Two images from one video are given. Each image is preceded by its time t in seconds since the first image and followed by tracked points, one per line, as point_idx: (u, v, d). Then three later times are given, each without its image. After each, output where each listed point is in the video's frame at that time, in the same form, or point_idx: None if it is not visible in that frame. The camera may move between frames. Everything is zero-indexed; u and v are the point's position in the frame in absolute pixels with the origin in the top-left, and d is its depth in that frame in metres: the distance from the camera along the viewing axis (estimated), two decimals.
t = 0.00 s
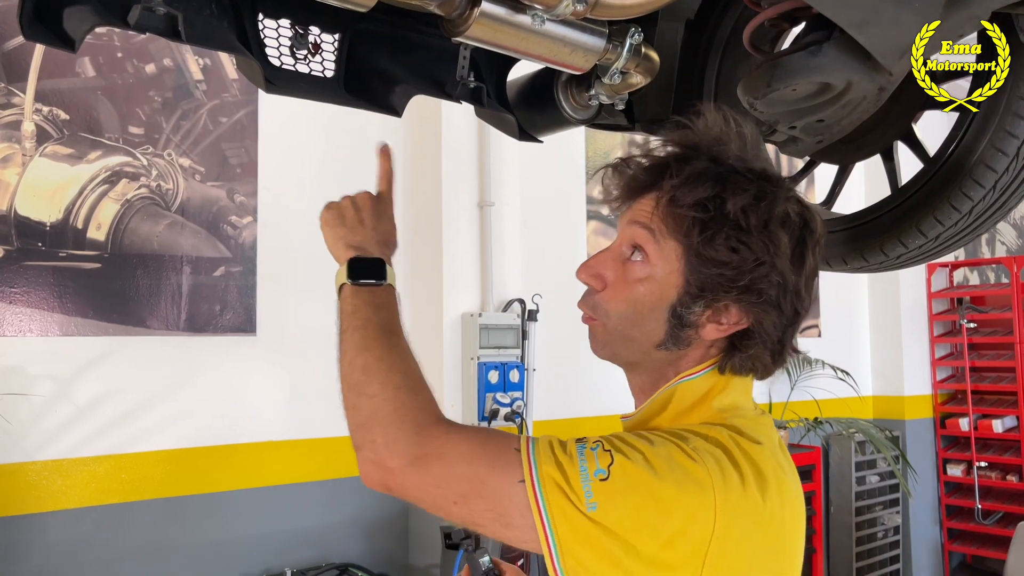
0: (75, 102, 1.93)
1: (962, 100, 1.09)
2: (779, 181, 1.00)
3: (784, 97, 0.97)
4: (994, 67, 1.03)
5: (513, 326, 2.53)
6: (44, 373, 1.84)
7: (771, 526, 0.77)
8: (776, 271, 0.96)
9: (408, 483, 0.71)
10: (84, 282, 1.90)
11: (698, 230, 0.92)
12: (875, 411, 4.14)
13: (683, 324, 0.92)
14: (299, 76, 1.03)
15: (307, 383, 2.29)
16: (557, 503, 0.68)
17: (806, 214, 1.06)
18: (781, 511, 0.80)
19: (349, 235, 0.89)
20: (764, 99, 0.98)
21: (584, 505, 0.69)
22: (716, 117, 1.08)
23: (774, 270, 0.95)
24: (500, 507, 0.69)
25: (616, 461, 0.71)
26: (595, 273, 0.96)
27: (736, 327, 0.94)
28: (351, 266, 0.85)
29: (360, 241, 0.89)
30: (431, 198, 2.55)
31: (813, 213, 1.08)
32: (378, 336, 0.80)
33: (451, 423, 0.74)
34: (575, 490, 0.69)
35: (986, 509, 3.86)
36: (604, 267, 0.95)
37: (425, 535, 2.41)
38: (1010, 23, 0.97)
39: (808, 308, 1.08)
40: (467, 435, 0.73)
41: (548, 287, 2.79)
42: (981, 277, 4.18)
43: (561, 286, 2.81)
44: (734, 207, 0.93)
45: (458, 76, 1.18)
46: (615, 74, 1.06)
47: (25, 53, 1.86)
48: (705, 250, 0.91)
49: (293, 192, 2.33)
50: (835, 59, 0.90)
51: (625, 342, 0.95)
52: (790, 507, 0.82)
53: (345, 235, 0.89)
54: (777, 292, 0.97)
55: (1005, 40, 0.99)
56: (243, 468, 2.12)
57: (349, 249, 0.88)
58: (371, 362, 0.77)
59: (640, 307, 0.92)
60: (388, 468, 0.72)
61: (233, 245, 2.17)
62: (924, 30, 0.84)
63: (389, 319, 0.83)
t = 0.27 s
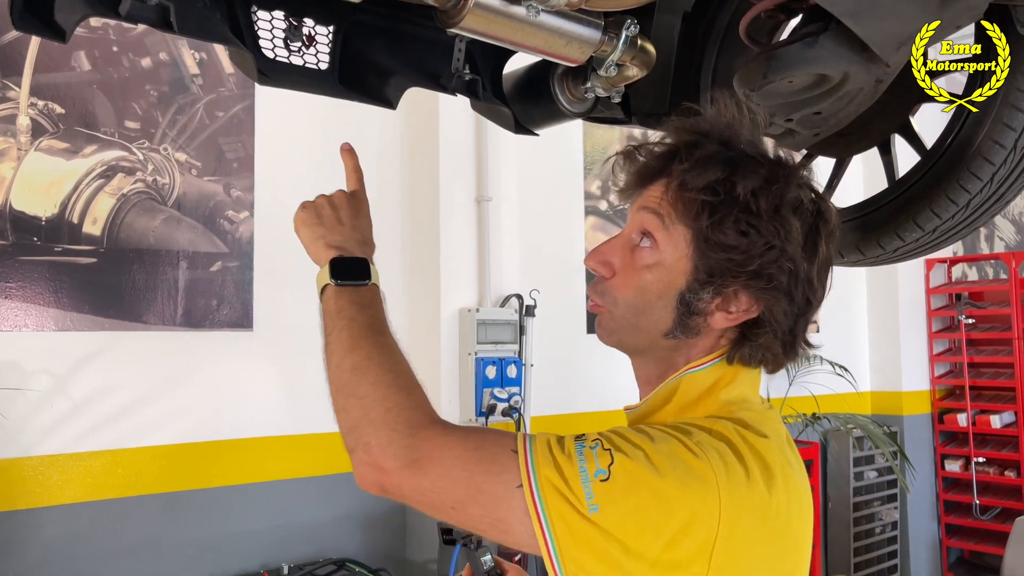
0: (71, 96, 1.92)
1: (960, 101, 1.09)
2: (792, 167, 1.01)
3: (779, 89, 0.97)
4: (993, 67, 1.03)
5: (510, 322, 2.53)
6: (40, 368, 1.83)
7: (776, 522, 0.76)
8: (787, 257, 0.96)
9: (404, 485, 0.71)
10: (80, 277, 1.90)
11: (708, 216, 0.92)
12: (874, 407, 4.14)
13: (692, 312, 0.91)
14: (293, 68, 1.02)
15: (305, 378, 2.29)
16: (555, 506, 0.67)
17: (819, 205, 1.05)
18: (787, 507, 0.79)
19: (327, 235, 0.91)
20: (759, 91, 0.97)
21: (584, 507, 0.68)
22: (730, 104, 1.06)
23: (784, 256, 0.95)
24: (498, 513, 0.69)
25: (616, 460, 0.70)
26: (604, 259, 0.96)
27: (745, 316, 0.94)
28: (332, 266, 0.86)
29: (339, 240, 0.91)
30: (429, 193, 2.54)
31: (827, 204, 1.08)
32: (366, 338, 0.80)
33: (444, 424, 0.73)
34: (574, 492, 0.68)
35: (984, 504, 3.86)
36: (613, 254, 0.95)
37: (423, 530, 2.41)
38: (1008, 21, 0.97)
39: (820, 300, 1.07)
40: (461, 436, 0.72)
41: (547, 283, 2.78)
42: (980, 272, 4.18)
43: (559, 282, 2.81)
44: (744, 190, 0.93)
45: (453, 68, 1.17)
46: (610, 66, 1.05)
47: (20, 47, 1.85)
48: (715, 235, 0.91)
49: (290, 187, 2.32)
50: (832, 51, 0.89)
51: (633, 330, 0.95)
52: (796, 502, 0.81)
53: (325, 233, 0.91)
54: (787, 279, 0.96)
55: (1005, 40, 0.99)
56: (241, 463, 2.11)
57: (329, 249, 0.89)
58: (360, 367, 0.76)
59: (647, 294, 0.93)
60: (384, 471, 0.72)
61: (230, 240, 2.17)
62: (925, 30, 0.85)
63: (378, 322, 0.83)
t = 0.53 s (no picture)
0: (65, 89, 1.91)
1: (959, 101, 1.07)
2: (791, 154, 1.00)
3: (775, 80, 0.96)
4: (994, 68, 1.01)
5: (508, 316, 2.51)
6: (35, 362, 1.83)
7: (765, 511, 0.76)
8: (782, 243, 0.94)
9: (391, 474, 0.70)
10: (75, 271, 1.89)
11: (702, 199, 0.92)
12: (872, 401, 4.14)
13: (686, 298, 0.91)
14: (286, 59, 1.02)
15: (302, 372, 2.28)
16: (542, 493, 0.67)
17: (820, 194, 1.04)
18: (780, 498, 0.78)
19: (309, 223, 0.90)
20: (755, 82, 0.96)
21: (571, 494, 0.67)
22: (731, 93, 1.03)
23: (780, 242, 0.94)
24: (487, 502, 0.68)
25: (604, 448, 0.70)
26: (602, 245, 0.97)
27: (739, 304, 0.93)
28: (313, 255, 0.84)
29: (321, 229, 0.89)
30: (426, 187, 2.53)
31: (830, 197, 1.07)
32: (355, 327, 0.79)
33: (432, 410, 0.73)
34: (561, 480, 0.68)
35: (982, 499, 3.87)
36: (610, 240, 0.96)
37: (420, 525, 2.41)
38: (1008, 17, 0.96)
39: (818, 292, 1.05)
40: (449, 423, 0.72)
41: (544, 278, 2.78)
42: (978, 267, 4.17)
43: (557, 276, 2.80)
44: (738, 172, 0.93)
45: (448, 60, 1.16)
46: (606, 57, 1.05)
47: (14, 39, 1.84)
48: (708, 218, 0.91)
49: (285, 181, 2.31)
50: (829, 41, 0.89)
51: (628, 317, 0.95)
52: (790, 494, 0.81)
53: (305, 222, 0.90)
54: (783, 265, 0.95)
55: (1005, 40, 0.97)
56: (237, 457, 2.11)
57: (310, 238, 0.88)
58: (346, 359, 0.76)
59: (642, 279, 0.93)
60: (370, 457, 0.71)
61: (225, 234, 2.16)
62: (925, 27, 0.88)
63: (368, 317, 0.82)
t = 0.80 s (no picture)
0: (60, 81, 1.89)
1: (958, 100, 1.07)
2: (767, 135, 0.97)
3: (775, 71, 0.95)
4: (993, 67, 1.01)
5: (506, 310, 2.50)
6: (30, 357, 1.82)
7: (730, 481, 0.74)
8: (758, 219, 0.93)
9: (367, 407, 0.70)
10: (70, 265, 1.88)
11: (678, 176, 0.91)
12: (870, 396, 4.14)
13: (664, 274, 0.90)
14: (281, 50, 1.00)
15: (299, 367, 2.27)
16: (505, 430, 0.66)
17: (794, 169, 1.02)
18: (746, 464, 0.76)
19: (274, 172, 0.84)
20: (755, 73, 0.95)
21: (532, 434, 0.67)
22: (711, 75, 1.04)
23: (755, 218, 0.92)
24: (452, 440, 0.67)
25: (569, 393, 0.69)
26: (582, 225, 0.96)
27: (716, 279, 0.91)
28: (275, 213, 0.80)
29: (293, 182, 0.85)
30: (423, 181, 2.52)
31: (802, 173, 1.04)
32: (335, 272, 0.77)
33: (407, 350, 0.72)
34: (523, 420, 0.67)
35: (979, 494, 3.88)
36: (591, 219, 0.95)
37: (417, 519, 2.41)
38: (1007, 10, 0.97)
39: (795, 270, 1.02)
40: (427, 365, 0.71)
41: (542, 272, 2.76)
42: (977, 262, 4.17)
43: (555, 271, 2.79)
44: (714, 148, 0.92)
45: (444, 51, 1.15)
46: (604, 48, 1.04)
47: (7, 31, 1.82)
48: (684, 193, 0.90)
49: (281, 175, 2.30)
50: (829, 31, 0.88)
51: (609, 298, 0.94)
52: (757, 463, 0.78)
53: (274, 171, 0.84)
54: (760, 241, 0.93)
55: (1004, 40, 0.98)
56: (234, 452, 2.11)
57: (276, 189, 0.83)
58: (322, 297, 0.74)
59: (621, 257, 0.92)
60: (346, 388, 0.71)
61: (222, 228, 2.15)
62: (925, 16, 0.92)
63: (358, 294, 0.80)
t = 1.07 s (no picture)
0: (55, 75, 1.88)
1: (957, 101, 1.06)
2: (751, 133, 0.97)
3: (780, 64, 0.93)
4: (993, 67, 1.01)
5: (504, 306, 2.50)
6: (27, 353, 1.81)
7: (677, 450, 0.73)
8: (739, 213, 0.92)
9: (342, 340, 0.72)
10: (67, 260, 1.86)
11: (663, 170, 0.90)
12: (869, 391, 4.14)
13: (649, 265, 0.89)
14: (279, 42, 0.98)
15: (297, 363, 2.26)
16: (456, 367, 0.68)
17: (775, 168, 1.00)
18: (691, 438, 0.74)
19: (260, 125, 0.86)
20: (760, 66, 0.94)
21: (481, 374, 0.68)
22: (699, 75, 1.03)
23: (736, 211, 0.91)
24: (411, 373, 0.69)
25: (525, 342, 0.70)
26: (572, 215, 0.95)
27: (697, 270, 0.90)
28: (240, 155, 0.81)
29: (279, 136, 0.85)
30: (422, 176, 2.51)
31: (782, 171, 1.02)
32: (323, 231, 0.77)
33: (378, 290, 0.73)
34: (475, 362, 0.68)
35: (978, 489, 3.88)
36: (580, 209, 0.94)
37: (416, 515, 2.40)
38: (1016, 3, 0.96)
39: (773, 264, 1.01)
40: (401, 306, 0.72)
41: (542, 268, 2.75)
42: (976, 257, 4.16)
43: (554, 266, 2.78)
44: (697, 145, 0.91)
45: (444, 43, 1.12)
46: (607, 41, 1.03)
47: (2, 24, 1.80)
48: (669, 188, 0.89)
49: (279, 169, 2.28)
50: (835, 23, 0.87)
51: (596, 289, 0.94)
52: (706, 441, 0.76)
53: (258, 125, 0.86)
54: (741, 234, 0.92)
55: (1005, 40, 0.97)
56: (231, 448, 2.10)
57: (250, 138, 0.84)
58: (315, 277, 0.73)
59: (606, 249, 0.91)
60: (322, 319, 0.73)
61: (219, 223, 2.13)
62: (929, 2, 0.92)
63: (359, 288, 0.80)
